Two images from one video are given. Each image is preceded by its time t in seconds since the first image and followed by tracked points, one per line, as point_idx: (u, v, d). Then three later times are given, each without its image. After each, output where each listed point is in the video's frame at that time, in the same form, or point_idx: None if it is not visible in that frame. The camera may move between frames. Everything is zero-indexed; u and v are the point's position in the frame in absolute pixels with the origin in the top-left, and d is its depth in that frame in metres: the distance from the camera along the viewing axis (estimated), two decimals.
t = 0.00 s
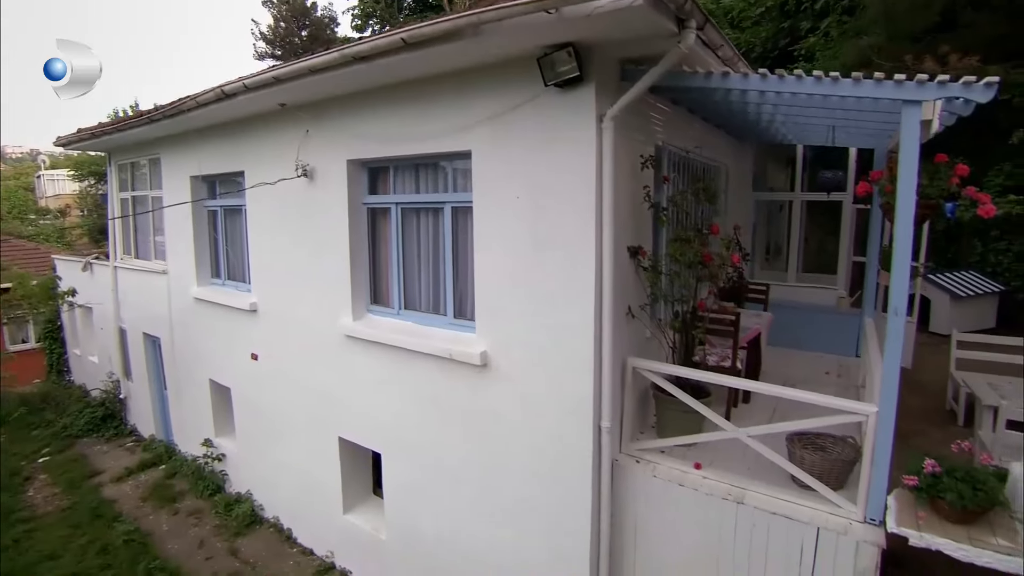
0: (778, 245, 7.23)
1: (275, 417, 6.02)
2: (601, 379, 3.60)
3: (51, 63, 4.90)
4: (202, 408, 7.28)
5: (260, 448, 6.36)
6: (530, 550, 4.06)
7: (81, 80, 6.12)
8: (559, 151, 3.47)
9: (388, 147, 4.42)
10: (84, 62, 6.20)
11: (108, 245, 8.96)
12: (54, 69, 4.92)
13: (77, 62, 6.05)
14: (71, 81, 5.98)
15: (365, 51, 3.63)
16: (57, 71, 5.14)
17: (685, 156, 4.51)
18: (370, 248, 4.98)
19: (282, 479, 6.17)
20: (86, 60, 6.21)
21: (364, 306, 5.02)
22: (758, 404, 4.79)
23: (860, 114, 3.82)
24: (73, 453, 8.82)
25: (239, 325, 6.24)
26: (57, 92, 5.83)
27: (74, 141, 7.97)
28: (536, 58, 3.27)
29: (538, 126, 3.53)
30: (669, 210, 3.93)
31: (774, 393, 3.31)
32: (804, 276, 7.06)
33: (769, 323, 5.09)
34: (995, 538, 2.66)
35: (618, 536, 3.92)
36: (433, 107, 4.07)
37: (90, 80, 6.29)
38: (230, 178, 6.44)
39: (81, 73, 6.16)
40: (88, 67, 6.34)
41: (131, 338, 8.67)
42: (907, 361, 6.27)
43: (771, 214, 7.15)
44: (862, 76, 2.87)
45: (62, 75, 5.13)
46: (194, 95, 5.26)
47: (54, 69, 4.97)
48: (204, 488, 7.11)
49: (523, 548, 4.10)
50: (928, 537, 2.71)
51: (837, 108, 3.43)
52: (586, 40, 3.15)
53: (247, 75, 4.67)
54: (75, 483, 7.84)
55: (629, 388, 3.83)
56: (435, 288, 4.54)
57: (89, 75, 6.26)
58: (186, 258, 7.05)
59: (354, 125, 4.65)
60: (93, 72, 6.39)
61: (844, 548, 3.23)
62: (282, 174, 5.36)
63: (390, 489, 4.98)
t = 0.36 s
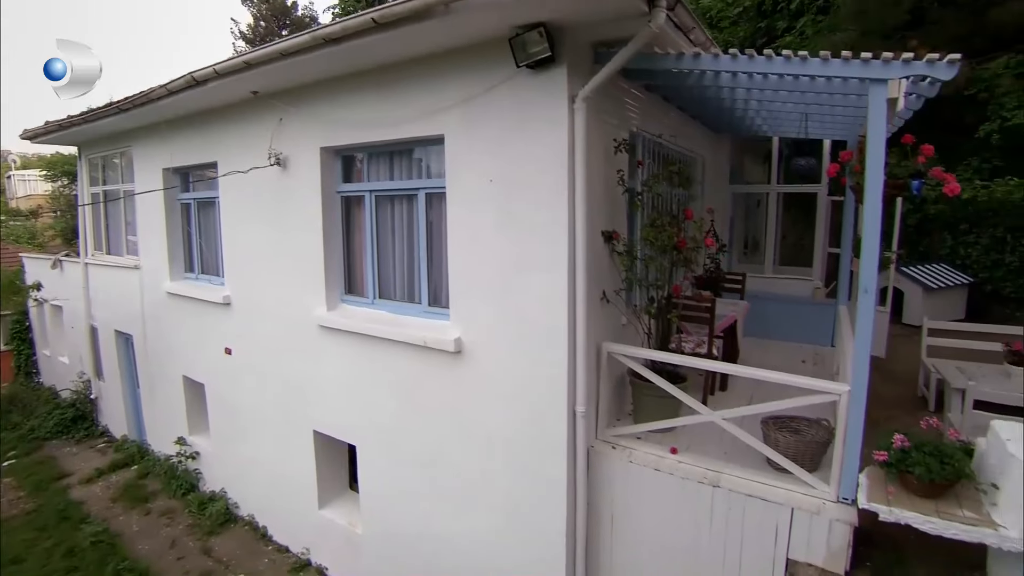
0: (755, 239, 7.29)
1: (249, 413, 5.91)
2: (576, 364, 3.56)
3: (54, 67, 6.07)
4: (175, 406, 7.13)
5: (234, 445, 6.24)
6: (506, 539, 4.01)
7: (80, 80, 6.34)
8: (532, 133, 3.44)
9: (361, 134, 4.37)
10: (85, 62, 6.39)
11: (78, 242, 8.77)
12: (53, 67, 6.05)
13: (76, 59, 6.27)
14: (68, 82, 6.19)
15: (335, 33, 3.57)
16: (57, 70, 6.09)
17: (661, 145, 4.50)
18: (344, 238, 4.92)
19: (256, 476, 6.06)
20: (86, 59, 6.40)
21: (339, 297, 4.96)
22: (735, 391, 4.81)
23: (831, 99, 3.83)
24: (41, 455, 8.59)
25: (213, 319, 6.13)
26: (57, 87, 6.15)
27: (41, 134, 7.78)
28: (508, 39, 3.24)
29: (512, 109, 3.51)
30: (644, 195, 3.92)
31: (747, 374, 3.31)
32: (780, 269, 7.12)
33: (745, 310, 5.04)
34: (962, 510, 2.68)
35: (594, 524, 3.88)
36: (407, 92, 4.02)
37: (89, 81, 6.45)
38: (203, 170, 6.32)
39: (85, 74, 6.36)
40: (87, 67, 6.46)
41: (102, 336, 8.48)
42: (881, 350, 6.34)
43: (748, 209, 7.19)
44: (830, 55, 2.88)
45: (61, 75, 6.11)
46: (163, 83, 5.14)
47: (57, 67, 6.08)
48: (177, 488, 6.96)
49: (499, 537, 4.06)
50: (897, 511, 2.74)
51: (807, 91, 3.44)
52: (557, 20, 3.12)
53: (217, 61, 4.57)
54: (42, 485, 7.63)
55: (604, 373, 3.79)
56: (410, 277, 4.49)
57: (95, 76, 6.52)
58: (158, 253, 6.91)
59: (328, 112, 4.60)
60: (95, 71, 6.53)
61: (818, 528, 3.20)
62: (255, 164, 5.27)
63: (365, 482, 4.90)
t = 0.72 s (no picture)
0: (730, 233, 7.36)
1: (219, 410, 5.79)
2: (546, 351, 3.54)
3: (55, 68, 5.55)
4: (143, 406, 6.96)
5: (204, 443, 6.11)
6: (478, 531, 3.97)
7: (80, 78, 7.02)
8: (501, 118, 3.42)
9: (330, 122, 4.31)
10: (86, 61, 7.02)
11: (43, 240, 8.53)
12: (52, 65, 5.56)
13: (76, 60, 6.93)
14: (71, 84, 5.68)
15: (303, 16, 3.51)
16: (58, 72, 5.58)
17: (633, 135, 4.51)
18: (315, 229, 4.86)
19: (226, 474, 5.93)
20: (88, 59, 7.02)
21: (309, 289, 4.88)
22: (707, 381, 4.82)
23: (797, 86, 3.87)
24: (3, 461, 8.32)
25: (182, 315, 6.00)
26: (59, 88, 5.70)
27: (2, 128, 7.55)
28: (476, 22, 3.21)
29: (481, 94, 3.48)
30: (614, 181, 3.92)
31: (716, 357, 3.31)
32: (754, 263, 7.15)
33: (719, 300, 5.09)
34: (926, 484, 2.70)
35: (567, 513, 3.84)
36: (376, 78, 3.98)
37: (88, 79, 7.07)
38: (172, 163, 6.18)
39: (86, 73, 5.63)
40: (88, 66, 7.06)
41: (67, 337, 8.25)
42: (851, 342, 6.36)
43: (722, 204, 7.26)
44: (794, 37, 2.89)
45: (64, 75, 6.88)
46: (128, 72, 5.01)
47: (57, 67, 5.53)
48: (145, 490, 6.79)
49: (471, 529, 4.00)
50: (863, 488, 2.76)
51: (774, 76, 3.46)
52: (524, 3, 3.11)
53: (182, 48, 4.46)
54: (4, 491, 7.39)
55: (575, 361, 3.77)
56: (381, 267, 4.44)
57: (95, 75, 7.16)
58: (125, 249, 6.75)
59: (297, 100, 4.53)
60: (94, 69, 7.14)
61: (788, 511, 3.20)
62: (224, 155, 5.17)
63: (336, 478, 4.82)
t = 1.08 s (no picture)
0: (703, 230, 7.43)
1: (185, 408, 5.65)
2: (514, 339, 3.51)
3: (53, 65, 4.05)
4: (108, 407, 6.77)
5: (170, 444, 5.95)
6: (449, 525, 3.91)
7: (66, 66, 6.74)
8: (468, 104, 3.40)
9: (298, 111, 4.25)
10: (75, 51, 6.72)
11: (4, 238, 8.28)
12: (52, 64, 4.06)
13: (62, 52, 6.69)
14: (70, 83, 4.18)
15: None
16: (58, 70, 4.08)
17: (603, 126, 4.51)
18: (284, 222, 4.79)
19: (193, 475, 5.78)
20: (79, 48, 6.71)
21: (277, 282, 4.80)
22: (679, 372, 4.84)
23: (762, 76, 3.91)
24: None
25: (148, 312, 5.86)
26: (58, 88, 4.20)
27: None
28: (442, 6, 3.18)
29: (448, 80, 3.46)
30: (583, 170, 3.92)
31: (683, 342, 3.30)
32: (727, 260, 7.22)
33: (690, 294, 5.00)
34: (888, 463, 2.73)
35: (538, 504, 3.81)
36: (343, 66, 3.94)
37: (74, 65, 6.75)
38: (139, 157, 6.04)
39: (90, 73, 4.21)
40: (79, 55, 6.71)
41: (29, 338, 8.00)
42: (820, 335, 6.44)
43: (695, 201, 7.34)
44: (757, 22, 2.89)
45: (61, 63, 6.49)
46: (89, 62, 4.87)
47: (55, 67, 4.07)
48: (109, 494, 6.59)
49: (442, 523, 3.95)
50: (828, 468, 2.77)
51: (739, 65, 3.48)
52: None
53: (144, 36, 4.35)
54: None
55: (545, 349, 3.74)
56: (350, 258, 4.38)
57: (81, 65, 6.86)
58: (90, 246, 6.58)
59: (265, 90, 4.46)
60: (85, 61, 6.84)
61: (757, 494, 3.17)
62: (190, 147, 5.08)
63: (305, 474, 4.72)
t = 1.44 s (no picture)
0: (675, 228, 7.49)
1: (149, 407, 5.52)
2: (480, 327, 3.48)
3: (54, 65, 4.12)
4: (70, 409, 6.59)
5: (133, 445, 5.80)
6: (416, 518, 3.85)
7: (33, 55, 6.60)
8: (432, 92, 3.38)
9: (263, 101, 4.19)
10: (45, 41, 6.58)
11: None
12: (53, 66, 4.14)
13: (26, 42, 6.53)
14: (69, 83, 4.17)
15: None
16: (58, 70, 4.15)
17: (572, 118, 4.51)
18: (250, 214, 4.71)
19: (158, 477, 5.63)
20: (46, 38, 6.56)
21: (243, 276, 4.72)
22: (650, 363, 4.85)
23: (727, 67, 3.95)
24: None
25: (110, 309, 5.71)
26: (59, 88, 4.21)
27: None
28: None
29: (413, 67, 3.44)
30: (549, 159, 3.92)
31: (648, 328, 3.30)
32: (698, 256, 7.40)
33: (661, 287, 5.07)
34: (849, 443, 2.75)
35: (506, 495, 3.77)
36: (308, 54, 3.89)
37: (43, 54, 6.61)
38: (102, 151, 5.90)
39: (89, 73, 4.18)
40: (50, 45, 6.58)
41: None
42: (791, 329, 6.53)
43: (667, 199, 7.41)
44: (718, 9, 2.90)
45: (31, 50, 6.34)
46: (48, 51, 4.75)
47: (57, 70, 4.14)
48: (70, 499, 6.39)
49: (410, 516, 3.89)
50: (791, 449, 2.78)
51: (703, 54, 3.50)
52: None
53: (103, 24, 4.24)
54: None
55: (512, 339, 3.72)
56: (316, 250, 4.32)
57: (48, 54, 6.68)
58: (50, 243, 6.40)
59: (230, 79, 4.39)
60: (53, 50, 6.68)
61: (724, 481, 3.14)
62: (154, 138, 4.98)
63: (271, 472, 4.62)
